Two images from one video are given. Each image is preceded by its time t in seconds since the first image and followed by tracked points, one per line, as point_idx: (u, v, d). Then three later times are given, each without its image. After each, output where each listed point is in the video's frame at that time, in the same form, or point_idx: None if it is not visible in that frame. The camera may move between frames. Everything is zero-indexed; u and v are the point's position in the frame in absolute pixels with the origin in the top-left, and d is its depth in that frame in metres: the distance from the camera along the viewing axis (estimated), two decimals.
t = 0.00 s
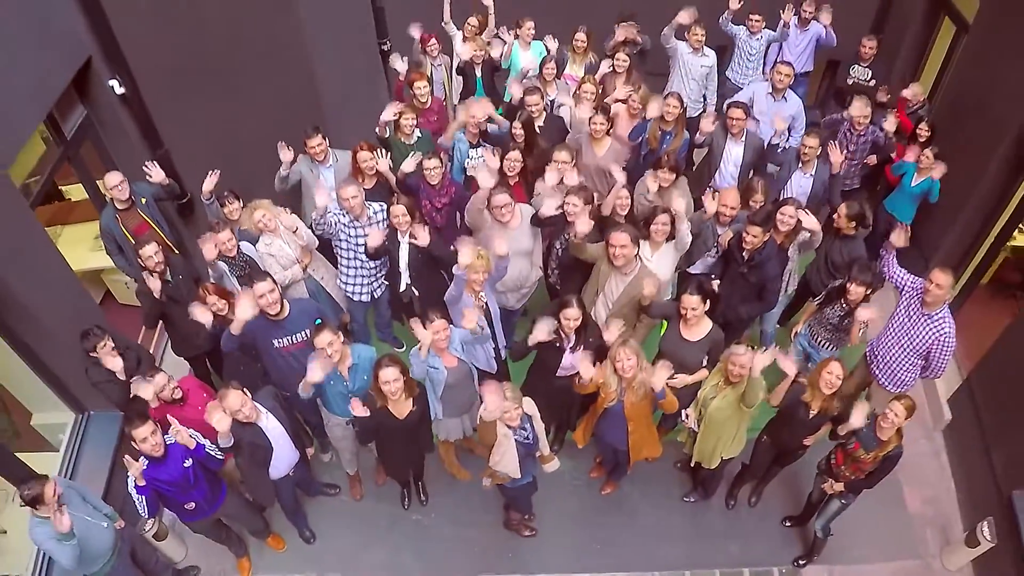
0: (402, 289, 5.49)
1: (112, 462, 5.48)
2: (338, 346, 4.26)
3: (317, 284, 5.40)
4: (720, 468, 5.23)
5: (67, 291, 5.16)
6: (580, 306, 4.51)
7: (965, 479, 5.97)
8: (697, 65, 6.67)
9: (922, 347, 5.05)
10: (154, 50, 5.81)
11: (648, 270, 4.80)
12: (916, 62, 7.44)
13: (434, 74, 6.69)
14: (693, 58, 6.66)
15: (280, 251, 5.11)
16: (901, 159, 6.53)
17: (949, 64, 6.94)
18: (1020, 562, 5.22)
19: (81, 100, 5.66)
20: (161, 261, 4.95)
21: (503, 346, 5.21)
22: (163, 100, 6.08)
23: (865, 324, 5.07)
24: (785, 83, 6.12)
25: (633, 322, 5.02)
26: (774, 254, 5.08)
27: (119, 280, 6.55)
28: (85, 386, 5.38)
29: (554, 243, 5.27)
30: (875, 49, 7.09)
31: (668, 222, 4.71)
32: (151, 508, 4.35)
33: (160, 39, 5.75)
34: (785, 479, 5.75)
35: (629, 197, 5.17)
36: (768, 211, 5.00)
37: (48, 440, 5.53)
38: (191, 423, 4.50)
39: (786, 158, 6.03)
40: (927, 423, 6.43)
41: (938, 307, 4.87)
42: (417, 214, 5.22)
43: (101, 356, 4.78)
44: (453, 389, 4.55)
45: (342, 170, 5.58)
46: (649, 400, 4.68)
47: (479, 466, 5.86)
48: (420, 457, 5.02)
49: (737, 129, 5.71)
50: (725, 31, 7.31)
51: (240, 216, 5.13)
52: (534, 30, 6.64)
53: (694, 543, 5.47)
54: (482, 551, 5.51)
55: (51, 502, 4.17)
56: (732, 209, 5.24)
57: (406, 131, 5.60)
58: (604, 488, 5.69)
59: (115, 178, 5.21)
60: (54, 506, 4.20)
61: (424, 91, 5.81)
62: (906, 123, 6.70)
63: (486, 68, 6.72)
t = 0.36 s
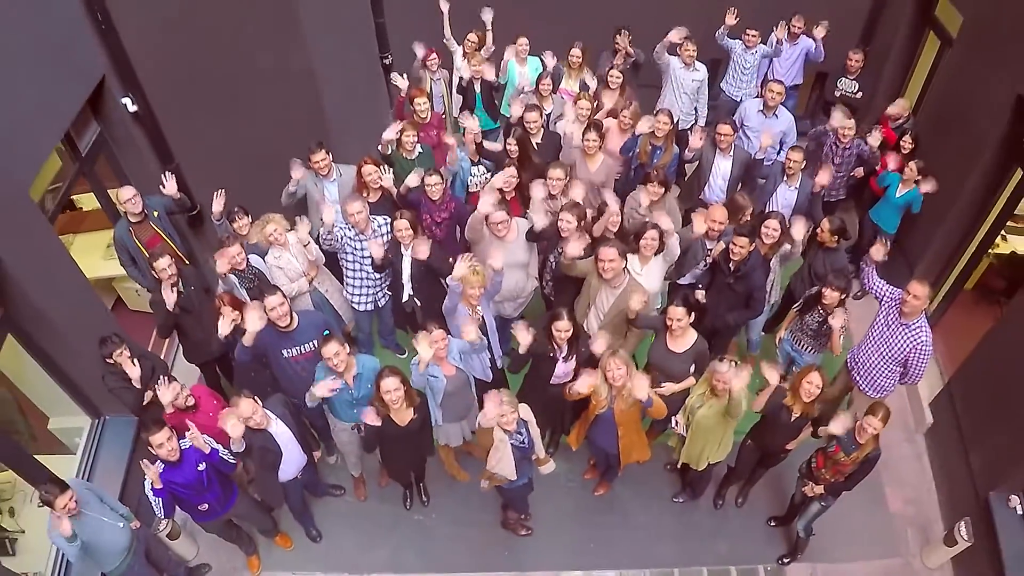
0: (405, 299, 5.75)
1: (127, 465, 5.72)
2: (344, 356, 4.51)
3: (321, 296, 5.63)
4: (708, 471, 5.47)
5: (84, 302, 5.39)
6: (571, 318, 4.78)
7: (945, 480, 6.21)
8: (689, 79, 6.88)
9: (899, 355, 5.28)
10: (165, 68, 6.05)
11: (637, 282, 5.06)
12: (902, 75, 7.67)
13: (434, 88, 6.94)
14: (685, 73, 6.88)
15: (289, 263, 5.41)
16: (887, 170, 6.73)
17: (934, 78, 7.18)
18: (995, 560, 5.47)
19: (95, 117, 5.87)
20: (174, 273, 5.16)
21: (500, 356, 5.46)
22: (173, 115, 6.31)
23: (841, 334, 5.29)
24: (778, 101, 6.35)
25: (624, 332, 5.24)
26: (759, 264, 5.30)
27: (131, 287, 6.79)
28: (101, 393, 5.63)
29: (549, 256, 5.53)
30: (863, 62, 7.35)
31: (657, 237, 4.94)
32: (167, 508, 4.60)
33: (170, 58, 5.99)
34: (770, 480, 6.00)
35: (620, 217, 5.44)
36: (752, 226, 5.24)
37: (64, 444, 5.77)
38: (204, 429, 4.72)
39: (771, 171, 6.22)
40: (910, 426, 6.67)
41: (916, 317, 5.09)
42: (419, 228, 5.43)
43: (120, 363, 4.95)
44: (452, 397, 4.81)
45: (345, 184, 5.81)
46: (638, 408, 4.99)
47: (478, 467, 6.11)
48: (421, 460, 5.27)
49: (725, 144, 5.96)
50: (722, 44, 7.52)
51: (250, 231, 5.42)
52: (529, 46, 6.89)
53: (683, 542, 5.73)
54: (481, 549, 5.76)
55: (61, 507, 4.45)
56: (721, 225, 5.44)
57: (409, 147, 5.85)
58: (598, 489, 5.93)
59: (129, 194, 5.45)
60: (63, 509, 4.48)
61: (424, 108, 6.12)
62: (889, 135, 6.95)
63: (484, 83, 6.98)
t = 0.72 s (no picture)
0: (407, 308, 5.99)
1: (140, 467, 5.95)
2: (347, 364, 4.73)
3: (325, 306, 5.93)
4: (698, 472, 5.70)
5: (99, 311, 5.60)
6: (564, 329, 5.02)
7: (928, 481, 6.45)
8: (682, 91, 7.09)
9: (881, 359, 5.51)
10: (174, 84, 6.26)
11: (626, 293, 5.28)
12: (889, 86, 7.88)
13: (433, 101, 7.21)
14: (677, 86, 7.09)
15: (299, 272, 5.65)
16: (873, 180, 6.99)
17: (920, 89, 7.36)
18: (973, 558, 5.71)
19: (106, 130, 6.03)
20: (184, 284, 5.41)
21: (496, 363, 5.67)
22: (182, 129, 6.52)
23: (827, 331, 5.58)
24: (757, 111, 6.57)
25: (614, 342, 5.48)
26: (747, 272, 5.43)
27: (140, 294, 7.01)
28: (115, 398, 5.85)
29: (544, 268, 5.74)
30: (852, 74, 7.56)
31: (649, 249, 5.16)
32: (180, 510, 4.83)
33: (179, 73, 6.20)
34: (758, 482, 6.23)
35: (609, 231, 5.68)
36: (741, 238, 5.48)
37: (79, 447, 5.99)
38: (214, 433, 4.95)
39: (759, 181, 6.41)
40: (894, 429, 6.89)
41: (897, 323, 5.32)
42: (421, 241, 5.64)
43: (132, 370, 5.18)
44: (453, 404, 5.03)
45: (347, 197, 6.05)
46: (629, 413, 5.22)
47: (477, 469, 6.34)
48: (422, 463, 5.50)
49: (716, 157, 6.17)
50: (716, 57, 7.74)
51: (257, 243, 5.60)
52: (527, 61, 7.12)
53: (673, 541, 5.96)
54: (480, 549, 5.99)
55: (78, 506, 4.67)
56: (712, 238, 5.55)
57: (410, 160, 6.07)
58: (591, 490, 6.16)
59: (140, 207, 5.65)
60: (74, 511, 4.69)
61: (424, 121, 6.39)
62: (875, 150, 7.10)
63: (482, 96, 7.21)
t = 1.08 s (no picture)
0: (409, 316, 6.22)
1: (153, 469, 6.18)
2: (354, 371, 4.97)
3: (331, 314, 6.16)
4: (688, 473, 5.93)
5: (113, 319, 5.83)
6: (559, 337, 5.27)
7: (912, 481, 6.67)
8: (674, 103, 7.31)
9: (866, 365, 5.72)
10: (183, 100, 6.49)
11: (619, 299, 5.52)
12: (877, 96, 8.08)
13: (434, 112, 7.45)
14: (671, 97, 7.30)
15: (304, 283, 5.88)
16: (861, 190, 7.18)
17: (907, 99, 7.55)
18: (954, 555, 5.94)
19: (118, 145, 6.22)
20: (195, 292, 5.62)
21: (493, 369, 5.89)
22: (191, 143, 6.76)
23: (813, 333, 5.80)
24: (728, 122, 6.81)
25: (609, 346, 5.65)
26: (737, 280, 5.62)
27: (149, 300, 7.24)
28: (128, 403, 6.08)
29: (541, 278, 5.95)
30: (840, 86, 7.82)
31: (642, 258, 5.36)
32: (192, 511, 5.07)
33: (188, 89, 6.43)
34: (746, 482, 6.46)
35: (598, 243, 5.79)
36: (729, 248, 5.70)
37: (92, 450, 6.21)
38: (222, 437, 5.14)
39: (748, 192, 6.63)
40: (881, 431, 7.12)
41: (881, 330, 5.52)
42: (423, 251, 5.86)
43: (145, 378, 5.39)
44: (453, 410, 5.28)
45: (350, 209, 6.29)
46: (622, 416, 5.45)
47: (477, 471, 6.57)
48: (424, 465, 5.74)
49: (707, 169, 6.36)
50: (711, 69, 8.01)
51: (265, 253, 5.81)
52: (526, 74, 7.34)
53: (665, 540, 6.19)
54: (479, 547, 6.22)
55: (92, 505, 4.88)
56: (706, 249, 5.72)
57: (412, 171, 6.27)
58: (586, 491, 6.39)
59: (151, 218, 5.87)
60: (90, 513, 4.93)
61: (425, 133, 6.65)
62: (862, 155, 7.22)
63: (482, 108, 7.44)
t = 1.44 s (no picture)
0: (410, 327, 6.47)
1: (165, 473, 6.45)
2: (361, 379, 5.20)
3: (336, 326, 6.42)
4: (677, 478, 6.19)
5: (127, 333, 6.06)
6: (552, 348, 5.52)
7: (894, 484, 6.93)
8: (666, 117, 7.56)
9: (849, 373, 5.96)
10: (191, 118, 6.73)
11: (611, 312, 5.70)
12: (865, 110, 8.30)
13: (433, 126, 7.69)
14: (663, 112, 7.56)
15: (308, 296, 6.18)
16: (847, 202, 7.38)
17: (892, 114, 7.77)
18: (933, 557, 6.20)
19: (131, 162, 6.45)
20: (205, 304, 5.86)
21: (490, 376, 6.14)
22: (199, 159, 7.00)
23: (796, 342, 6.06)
24: (712, 135, 7.01)
25: (602, 355, 5.93)
26: (724, 292, 5.84)
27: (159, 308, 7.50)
28: (141, 410, 6.35)
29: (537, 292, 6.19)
30: (828, 99, 8.10)
31: (633, 272, 5.55)
32: (205, 514, 5.35)
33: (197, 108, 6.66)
34: (734, 486, 6.73)
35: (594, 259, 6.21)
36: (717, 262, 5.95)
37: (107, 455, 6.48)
38: (233, 444, 5.41)
39: (737, 206, 6.88)
40: (865, 436, 7.38)
41: (862, 341, 5.77)
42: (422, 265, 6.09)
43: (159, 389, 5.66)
44: (453, 418, 5.58)
45: (352, 224, 6.53)
46: (614, 423, 5.70)
47: (476, 475, 6.84)
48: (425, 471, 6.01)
49: (697, 183, 6.59)
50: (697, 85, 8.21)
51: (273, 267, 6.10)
52: (524, 89, 7.59)
53: (656, 541, 6.46)
54: (478, 548, 6.49)
55: (109, 509, 5.13)
56: (695, 264, 5.95)
57: (414, 187, 6.50)
58: (580, 494, 6.65)
59: (164, 232, 6.14)
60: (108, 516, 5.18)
61: (426, 148, 6.90)
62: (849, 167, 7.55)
63: (481, 124, 7.71)
